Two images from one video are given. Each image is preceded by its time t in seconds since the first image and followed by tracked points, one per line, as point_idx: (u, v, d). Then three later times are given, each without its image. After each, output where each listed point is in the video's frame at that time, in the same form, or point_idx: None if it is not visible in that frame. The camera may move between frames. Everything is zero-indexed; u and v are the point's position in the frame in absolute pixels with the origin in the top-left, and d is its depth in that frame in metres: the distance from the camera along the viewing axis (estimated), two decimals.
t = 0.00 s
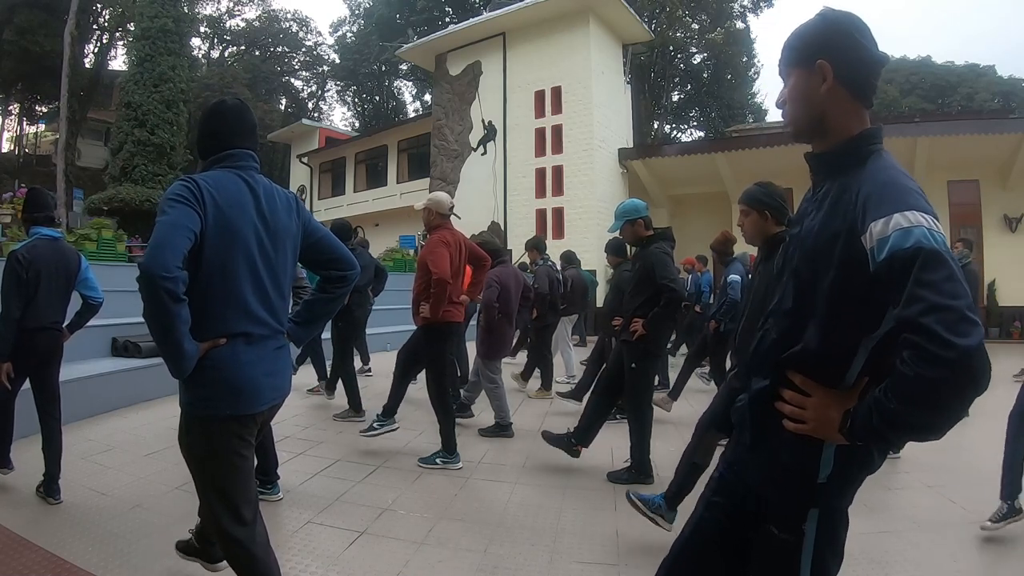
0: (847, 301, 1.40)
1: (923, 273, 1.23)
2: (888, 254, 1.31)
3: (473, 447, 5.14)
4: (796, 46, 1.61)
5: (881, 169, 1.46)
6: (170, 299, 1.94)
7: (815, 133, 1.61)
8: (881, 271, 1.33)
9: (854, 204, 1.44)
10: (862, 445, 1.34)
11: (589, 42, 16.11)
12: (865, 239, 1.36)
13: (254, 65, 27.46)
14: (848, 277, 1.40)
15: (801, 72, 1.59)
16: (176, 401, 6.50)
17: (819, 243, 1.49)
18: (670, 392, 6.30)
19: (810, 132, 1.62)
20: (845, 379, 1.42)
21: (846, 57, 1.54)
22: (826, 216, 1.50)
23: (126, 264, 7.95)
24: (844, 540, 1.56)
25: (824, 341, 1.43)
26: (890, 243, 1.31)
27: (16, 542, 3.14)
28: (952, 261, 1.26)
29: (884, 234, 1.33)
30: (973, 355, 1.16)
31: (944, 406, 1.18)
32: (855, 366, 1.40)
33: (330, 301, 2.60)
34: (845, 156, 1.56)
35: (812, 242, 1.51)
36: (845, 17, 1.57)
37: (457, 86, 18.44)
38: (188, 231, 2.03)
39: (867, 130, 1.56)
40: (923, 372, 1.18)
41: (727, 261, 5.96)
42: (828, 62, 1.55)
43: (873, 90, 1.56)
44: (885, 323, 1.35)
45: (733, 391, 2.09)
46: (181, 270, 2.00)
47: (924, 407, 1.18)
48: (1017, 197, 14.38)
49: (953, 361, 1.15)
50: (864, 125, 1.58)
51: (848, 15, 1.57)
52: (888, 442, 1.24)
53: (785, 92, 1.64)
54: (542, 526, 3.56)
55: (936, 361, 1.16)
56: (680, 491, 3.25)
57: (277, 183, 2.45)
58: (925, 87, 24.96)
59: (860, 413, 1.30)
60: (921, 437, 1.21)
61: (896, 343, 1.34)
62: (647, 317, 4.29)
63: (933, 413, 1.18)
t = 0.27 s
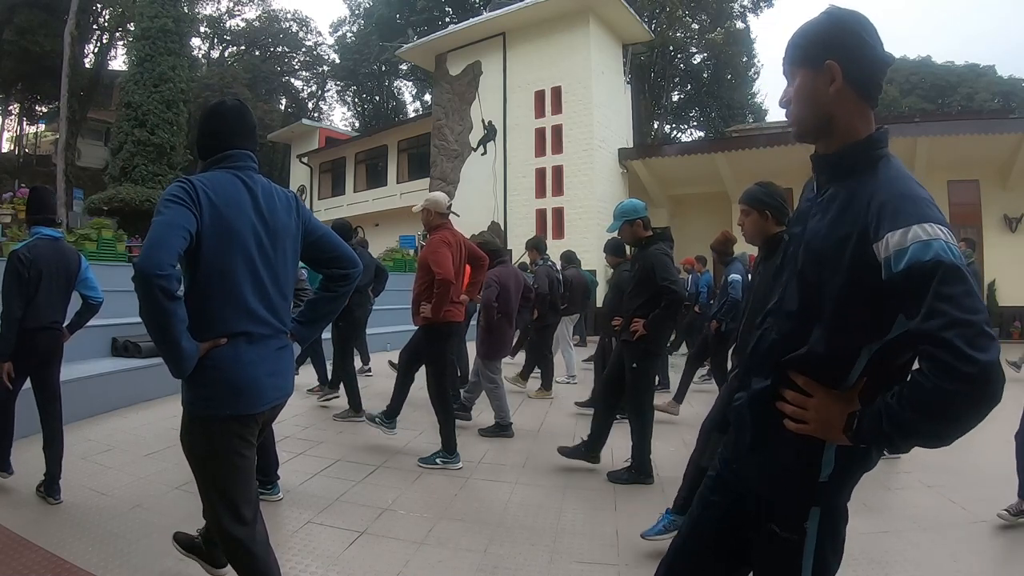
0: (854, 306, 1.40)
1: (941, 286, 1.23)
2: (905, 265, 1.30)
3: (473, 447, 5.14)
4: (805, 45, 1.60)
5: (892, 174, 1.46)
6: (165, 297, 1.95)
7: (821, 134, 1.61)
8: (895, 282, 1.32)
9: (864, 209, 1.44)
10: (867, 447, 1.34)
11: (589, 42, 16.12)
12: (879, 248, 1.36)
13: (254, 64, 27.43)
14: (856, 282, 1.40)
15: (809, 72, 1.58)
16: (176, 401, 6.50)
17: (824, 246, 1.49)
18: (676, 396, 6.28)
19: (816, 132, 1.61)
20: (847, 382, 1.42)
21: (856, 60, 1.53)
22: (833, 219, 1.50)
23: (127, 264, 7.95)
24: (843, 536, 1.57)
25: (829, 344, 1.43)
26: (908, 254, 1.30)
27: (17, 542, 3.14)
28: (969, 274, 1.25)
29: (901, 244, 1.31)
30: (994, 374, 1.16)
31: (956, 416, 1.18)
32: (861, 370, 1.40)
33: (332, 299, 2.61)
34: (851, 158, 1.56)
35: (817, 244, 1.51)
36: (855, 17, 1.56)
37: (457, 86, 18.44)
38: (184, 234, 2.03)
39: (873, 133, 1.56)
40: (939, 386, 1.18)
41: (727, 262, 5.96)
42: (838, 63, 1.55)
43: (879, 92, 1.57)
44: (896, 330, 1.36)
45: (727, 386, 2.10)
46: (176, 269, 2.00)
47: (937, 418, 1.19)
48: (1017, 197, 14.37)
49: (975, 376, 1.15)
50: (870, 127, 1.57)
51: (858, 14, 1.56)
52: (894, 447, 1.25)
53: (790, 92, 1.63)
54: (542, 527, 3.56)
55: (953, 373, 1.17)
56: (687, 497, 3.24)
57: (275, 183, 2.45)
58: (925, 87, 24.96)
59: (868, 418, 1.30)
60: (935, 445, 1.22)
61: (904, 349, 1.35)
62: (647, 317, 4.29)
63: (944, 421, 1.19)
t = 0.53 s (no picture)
0: (852, 304, 1.40)
1: (935, 283, 1.23)
2: (901, 263, 1.29)
3: (473, 447, 5.14)
4: (795, 47, 1.60)
5: (886, 173, 1.47)
6: (168, 294, 1.96)
7: (814, 136, 1.61)
8: (891, 279, 1.32)
9: (859, 208, 1.44)
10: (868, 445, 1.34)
11: (589, 42, 16.12)
12: (875, 247, 1.36)
13: (254, 64, 27.48)
14: (854, 282, 1.40)
15: (800, 73, 1.59)
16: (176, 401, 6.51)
17: (822, 246, 1.49)
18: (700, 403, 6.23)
19: (810, 135, 1.61)
20: (847, 381, 1.42)
21: (847, 62, 1.53)
22: (830, 221, 1.50)
23: (127, 264, 7.95)
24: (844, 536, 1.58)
25: (829, 344, 1.43)
26: (903, 253, 1.30)
27: (17, 542, 3.14)
28: (965, 270, 1.24)
29: (897, 243, 1.31)
30: (992, 366, 1.16)
31: (956, 411, 1.18)
32: (859, 368, 1.40)
33: (334, 300, 2.61)
34: (844, 159, 1.56)
35: (815, 245, 1.51)
36: (844, 20, 1.57)
37: (457, 86, 18.44)
38: (187, 232, 2.03)
39: (864, 134, 1.56)
40: (939, 381, 1.18)
41: (728, 262, 5.95)
42: (827, 65, 1.55)
43: (869, 93, 1.57)
44: (893, 328, 1.36)
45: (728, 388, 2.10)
46: (180, 267, 2.01)
47: (937, 413, 1.19)
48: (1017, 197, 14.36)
49: (976, 370, 1.15)
50: (861, 128, 1.58)
51: (848, 16, 1.57)
52: (896, 443, 1.25)
53: (782, 93, 1.64)
54: (542, 526, 3.56)
55: (954, 368, 1.16)
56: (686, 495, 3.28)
57: (278, 184, 2.45)
58: (925, 87, 24.95)
59: (869, 415, 1.30)
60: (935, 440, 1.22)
61: (900, 347, 1.37)
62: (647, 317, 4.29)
63: (945, 416, 1.18)
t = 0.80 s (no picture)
0: (840, 297, 1.40)
1: (916, 267, 1.24)
2: (884, 251, 1.31)
3: (473, 447, 5.14)
4: (774, 53, 1.62)
5: (867, 169, 1.48)
6: (180, 294, 1.95)
7: (798, 138, 1.62)
8: (876, 268, 1.33)
9: (842, 203, 1.45)
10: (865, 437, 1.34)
11: (589, 42, 16.11)
12: (858, 239, 1.37)
13: (254, 64, 27.40)
14: (842, 275, 1.41)
15: (780, 77, 1.60)
16: (176, 401, 6.51)
17: (811, 243, 1.49)
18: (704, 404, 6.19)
19: (792, 139, 1.63)
20: (841, 376, 1.42)
21: (827, 66, 1.55)
22: (817, 220, 1.50)
23: (127, 264, 7.95)
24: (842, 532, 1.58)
25: (821, 340, 1.43)
26: (885, 241, 1.31)
27: (17, 542, 3.14)
28: (946, 256, 1.26)
29: (879, 233, 1.33)
30: (976, 341, 1.15)
31: (948, 391, 1.17)
32: (853, 361, 1.40)
33: (337, 299, 2.60)
34: (827, 160, 1.57)
35: (803, 243, 1.51)
36: (822, 27, 1.58)
37: (457, 86, 18.44)
38: (196, 232, 2.04)
39: (845, 135, 1.57)
40: (928, 359, 1.17)
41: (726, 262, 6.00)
42: (809, 70, 1.56)
43: (850, 95, 1.58)
44: (880, 322, 1.36)
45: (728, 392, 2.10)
46: (190, 267, 2.00)
47: (929, 393, 1.18)
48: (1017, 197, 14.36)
49: (962, 346, 1.15)
50: (842, 130, 1.59)
51: (824, 24, 1.58)
52: (892, 428, 1.24)
53: (765, 97, 1.65)
54: (542, 527, 3.56)
55: (945, 346, 1.15)
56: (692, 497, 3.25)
57: (283, 186, 2.46)
58: (925, 87, 24.94)
59: (863, 405, 1.30)
60: (924, 425, 1.22)
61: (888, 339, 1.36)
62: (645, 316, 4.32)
63: (937, 396, 1.18)
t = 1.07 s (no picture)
0: (814, 279, 1.52)
1: (870, 238, 1.41)
2: (840, 227, 1.47)
3: (473, 447, 5.14)
4: (751, 68, 1.75)
5: (833, 164, 1.62)
6: (197, 288, 1.94)
7: (774, 144, 1.76)
8: (837, 245, 1.48)
9: (812, 196, 1.58)
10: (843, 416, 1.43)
11: (589, 42, 16.11)
12: (822, 221, 1.52)
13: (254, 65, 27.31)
14: (812, 262, 1.53)
15: (759, 87, 1.73)
16: (176, 401, 6.50)
17: (787, 236, 1.60)
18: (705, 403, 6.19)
19: (769, 144, 1.76)
20: (824, 363, 1.53)
21: (798, 77, 1.69)
22: (792, 216, 1.60)
23: (126, 264, 7.94)
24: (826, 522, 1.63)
25: (801, 323, 1.54)
26: (842, 218, 1.47)
27: (18, 541, 3.14)
28: (895, 225, 1.44)
29: (837, 211, 1.49)
30: (921, 295, 1.31)
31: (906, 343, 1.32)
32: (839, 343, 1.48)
33: (343, 298, 2.60)
34: (800, 160, 1.71)
35: (782, 237, 1.61)
36: (791, 43, 1.73)
37: (457, 86, 18.44)
38: (212, 232, 2.04)
39: (816, 137, 1.71)
40: (884, 315, 1.32)
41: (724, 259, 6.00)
42: (786, 81, 1.69)
43: (820, 103, 1.74)
44: (847, 304, 1.47)
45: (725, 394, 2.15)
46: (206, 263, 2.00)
47: (891, 347, 1.32)
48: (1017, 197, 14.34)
49: (910, 297, 1.31)
50: (815, 131, 1.73)
51: (795, 40, 1.73)
52: (866, 395, 1.36)
53: (744, 107, 1.78)
54: (542, 527, 3.55)
55: (894, 300, 1.32)
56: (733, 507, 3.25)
57: (292, 189, 2.46)
58: (925, 87, 24.91)
59: (837, 377, 1.41)
60: (889, 384, 1.34)
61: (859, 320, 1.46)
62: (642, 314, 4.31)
63: (898, 352, 1.32)
